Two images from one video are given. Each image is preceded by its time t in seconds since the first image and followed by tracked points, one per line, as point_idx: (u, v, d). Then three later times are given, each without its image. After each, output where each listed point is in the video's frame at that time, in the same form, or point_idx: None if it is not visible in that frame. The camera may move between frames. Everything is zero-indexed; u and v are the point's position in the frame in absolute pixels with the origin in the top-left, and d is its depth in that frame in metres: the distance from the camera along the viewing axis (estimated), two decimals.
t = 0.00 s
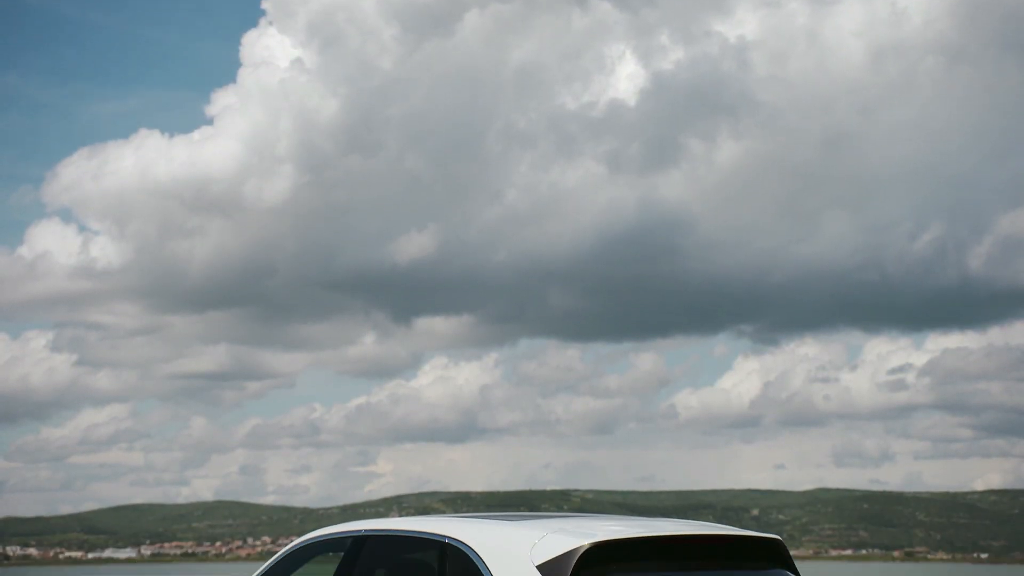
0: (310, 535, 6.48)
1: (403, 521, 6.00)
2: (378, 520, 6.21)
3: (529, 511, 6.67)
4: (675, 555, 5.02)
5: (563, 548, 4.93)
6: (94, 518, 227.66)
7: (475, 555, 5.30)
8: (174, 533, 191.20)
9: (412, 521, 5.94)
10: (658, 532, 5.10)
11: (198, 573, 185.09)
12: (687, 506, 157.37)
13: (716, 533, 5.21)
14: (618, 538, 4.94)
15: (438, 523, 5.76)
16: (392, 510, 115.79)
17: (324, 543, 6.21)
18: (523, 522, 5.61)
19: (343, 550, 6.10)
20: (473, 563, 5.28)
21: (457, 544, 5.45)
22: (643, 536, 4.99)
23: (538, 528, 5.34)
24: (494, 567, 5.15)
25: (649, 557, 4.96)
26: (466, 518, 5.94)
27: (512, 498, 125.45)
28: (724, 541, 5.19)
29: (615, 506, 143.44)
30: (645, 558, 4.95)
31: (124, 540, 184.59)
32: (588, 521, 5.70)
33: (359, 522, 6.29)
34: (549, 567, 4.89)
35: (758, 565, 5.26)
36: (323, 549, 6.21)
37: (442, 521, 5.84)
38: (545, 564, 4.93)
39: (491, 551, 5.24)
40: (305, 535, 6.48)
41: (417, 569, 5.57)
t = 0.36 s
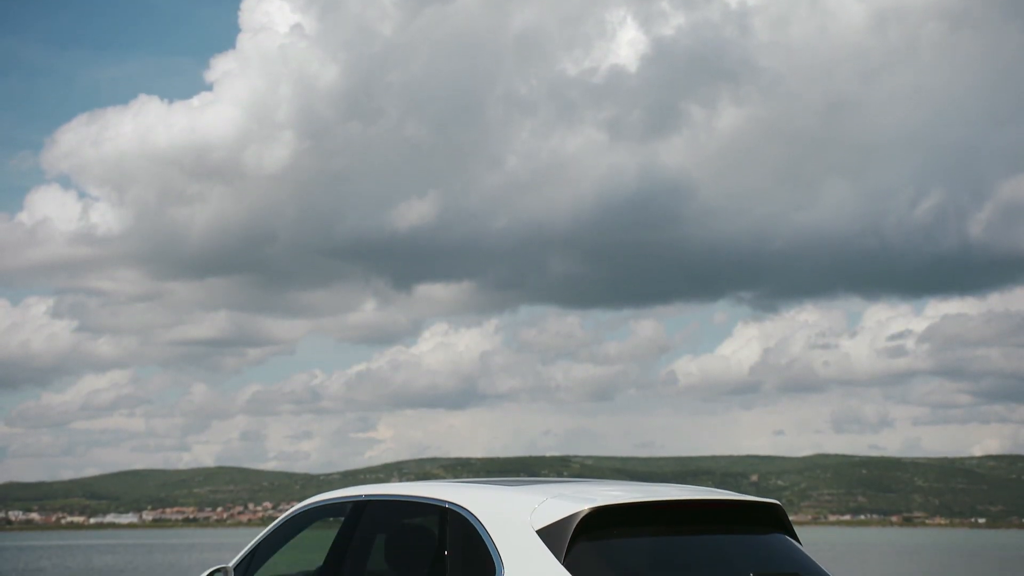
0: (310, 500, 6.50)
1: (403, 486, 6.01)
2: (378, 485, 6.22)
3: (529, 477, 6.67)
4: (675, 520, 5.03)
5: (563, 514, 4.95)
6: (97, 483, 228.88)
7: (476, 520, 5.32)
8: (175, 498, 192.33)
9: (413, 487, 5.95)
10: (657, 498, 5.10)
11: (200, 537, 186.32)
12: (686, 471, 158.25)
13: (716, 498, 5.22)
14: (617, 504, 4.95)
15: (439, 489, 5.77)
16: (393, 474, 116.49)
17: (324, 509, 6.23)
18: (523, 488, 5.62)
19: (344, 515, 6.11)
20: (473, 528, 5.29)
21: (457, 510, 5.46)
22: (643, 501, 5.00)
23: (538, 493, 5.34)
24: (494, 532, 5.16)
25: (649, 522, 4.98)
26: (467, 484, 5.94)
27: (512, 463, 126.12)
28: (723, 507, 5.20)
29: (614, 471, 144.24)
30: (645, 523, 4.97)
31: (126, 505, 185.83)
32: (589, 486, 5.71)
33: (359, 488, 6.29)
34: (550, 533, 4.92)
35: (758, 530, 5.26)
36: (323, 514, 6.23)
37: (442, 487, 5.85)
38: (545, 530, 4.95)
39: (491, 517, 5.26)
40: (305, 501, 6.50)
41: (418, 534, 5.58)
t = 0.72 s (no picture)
0: (310, 464, 6.51)
1: (403, 450, 6.02)
2: (378, 449, 6.23)
3: (529, 441, 6.68)
4: (675, 483, 5.04)
5: (563, 477, 4.96)
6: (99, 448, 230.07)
7: (476, 484, 5.34)
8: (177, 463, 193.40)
9: (413, 450, 5.96)
10: (657, 460, 5.10)
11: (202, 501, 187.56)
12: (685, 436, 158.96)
13: (715, 461, 5.22)
14: (618, 466, 4.96)
15: (439, 452, 5.78)
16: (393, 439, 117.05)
17: (324, 473, 6.25)
18: (524, 451, 5.62)
19: (344, 479, 6.12)
20: (473, 492, 5.31)
21: (457, 474, 5.48)
22: (643, 464, 5.01)
23: (538, 457, 5.35)
24: (495, 496, 5.18)
25: (649, 485, 4.99)
26: (467, 447, 5.95)
27: (512, 428, 126.65)
28: (723, 470, 5.21)
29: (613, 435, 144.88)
30: (645, 486, 4.97)
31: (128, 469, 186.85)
32: (589, 449, 5.72)
33: (359, 452, 6.30)
34: (549, 495, 4.95)
35: (758, 493, 5.27)
36: (323, 478, 6.24)
37: (443, 450, 5.87)
38: (545, 493, 4.97)
39: (492, 481, 5.27)
40: (304, 464, 6.50)
41: (418, 498, 5.60)
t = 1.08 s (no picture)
0: (310, 426, 6.52)
1: (403, 412, 6.03)
2: (378, 411, 6.24)
3: (528, 403, 6.69)
4: (674, 444, 5.05)
5: (563, 439, 4.98)
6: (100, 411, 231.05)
7: (476, 446, 5.36)
8: (178, 426, 194.34)
9: (412, 412, 5.97)
10: (657, 422, 5.11)
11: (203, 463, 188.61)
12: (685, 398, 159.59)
13: (714, 422, 5.23)
14: (618, 428, 4.97)
15: (439, 414, 5.80)
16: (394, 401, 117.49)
17: (324, 434, 6.26)
18: (524, 413, 5.63)
19: (344, 441, 6.14)
20: (473, 454, 5.33)
21: (457, 435, 5.50)
22: (642, 426, 5.02)
23: (538, 418, 5.36)
24: (495, 458, 5.19)
25: (649, 446, 5.00)
26: (467, 409, 5.97)
27: (512, 390, 127.12)
28: (724, 431, 5.23)
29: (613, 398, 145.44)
30: (644, 447, 4.98)
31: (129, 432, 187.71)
32: (589, 410, 5.73)
33: (359, 414, 6.32)
34: (549, 457, 4.96)
35: (757, 454, 5.29)
36: (323, 439, 6.26)
37: (442, 412, 5.88)
38: (545, 454, 4.99)
39: (491, 442, 5.29)
40: (305, 426, 6.52)
41: (418, 459, 5.62)
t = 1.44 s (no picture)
0: (310, 389, 6.54)
1: (403, 374, 6.04)
2: (378, 373, 6.25)
3: (528, 366, 6.71)
4: (674, 407, 5.06)
5: (563, 401, 4.98)
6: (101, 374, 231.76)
7: (476, 408, 5.37)
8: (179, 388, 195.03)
9: (413, 374, 5.98)
10: (656, 385, 5.12)
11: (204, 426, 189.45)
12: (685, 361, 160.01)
13: (714, 384, 5.24)
14: (618, 390, 4.98)
15: (439, 375, 5.80)
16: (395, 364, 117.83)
17: (324, 397, 6.28)
18: (525, 375, 5.64)
19: (344, 403, 6.16)
20: (473, 416, 5.35)
21: (457, 397, 5.51)
22: (642, 388, 5.02)
23: (538, 380, 5.37)
24: (495, 420, 5.20)
25: (649, 408, 5.01)
26: (467, 371, 5.98)
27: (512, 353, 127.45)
28: (724, 394, 5.23)
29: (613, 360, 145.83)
30: (644, 409, 4.99)
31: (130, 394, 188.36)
32: (589, 373, 5.73)
33: (360, 376, 6.33)
34: (549, 419, 4.97)
35: (757, 416, 5.30)
36: (323, 402, 6.28)
37: (442, 374, 5.89)
38: (545, 416, 5.00)
39: (491, 405, 5.30)
40: (305, 389, 6.54)
41: (418, 421, 5.64)
